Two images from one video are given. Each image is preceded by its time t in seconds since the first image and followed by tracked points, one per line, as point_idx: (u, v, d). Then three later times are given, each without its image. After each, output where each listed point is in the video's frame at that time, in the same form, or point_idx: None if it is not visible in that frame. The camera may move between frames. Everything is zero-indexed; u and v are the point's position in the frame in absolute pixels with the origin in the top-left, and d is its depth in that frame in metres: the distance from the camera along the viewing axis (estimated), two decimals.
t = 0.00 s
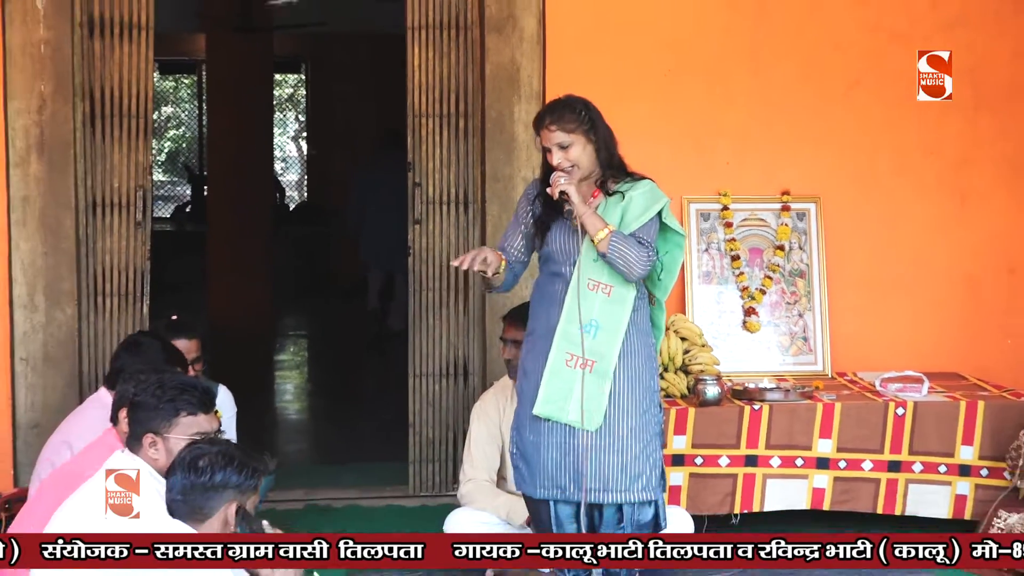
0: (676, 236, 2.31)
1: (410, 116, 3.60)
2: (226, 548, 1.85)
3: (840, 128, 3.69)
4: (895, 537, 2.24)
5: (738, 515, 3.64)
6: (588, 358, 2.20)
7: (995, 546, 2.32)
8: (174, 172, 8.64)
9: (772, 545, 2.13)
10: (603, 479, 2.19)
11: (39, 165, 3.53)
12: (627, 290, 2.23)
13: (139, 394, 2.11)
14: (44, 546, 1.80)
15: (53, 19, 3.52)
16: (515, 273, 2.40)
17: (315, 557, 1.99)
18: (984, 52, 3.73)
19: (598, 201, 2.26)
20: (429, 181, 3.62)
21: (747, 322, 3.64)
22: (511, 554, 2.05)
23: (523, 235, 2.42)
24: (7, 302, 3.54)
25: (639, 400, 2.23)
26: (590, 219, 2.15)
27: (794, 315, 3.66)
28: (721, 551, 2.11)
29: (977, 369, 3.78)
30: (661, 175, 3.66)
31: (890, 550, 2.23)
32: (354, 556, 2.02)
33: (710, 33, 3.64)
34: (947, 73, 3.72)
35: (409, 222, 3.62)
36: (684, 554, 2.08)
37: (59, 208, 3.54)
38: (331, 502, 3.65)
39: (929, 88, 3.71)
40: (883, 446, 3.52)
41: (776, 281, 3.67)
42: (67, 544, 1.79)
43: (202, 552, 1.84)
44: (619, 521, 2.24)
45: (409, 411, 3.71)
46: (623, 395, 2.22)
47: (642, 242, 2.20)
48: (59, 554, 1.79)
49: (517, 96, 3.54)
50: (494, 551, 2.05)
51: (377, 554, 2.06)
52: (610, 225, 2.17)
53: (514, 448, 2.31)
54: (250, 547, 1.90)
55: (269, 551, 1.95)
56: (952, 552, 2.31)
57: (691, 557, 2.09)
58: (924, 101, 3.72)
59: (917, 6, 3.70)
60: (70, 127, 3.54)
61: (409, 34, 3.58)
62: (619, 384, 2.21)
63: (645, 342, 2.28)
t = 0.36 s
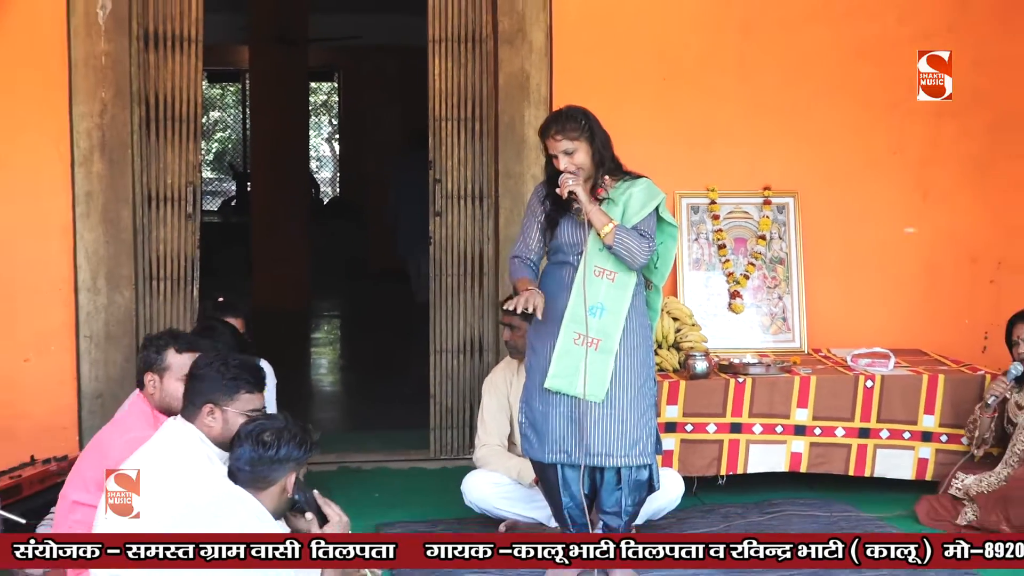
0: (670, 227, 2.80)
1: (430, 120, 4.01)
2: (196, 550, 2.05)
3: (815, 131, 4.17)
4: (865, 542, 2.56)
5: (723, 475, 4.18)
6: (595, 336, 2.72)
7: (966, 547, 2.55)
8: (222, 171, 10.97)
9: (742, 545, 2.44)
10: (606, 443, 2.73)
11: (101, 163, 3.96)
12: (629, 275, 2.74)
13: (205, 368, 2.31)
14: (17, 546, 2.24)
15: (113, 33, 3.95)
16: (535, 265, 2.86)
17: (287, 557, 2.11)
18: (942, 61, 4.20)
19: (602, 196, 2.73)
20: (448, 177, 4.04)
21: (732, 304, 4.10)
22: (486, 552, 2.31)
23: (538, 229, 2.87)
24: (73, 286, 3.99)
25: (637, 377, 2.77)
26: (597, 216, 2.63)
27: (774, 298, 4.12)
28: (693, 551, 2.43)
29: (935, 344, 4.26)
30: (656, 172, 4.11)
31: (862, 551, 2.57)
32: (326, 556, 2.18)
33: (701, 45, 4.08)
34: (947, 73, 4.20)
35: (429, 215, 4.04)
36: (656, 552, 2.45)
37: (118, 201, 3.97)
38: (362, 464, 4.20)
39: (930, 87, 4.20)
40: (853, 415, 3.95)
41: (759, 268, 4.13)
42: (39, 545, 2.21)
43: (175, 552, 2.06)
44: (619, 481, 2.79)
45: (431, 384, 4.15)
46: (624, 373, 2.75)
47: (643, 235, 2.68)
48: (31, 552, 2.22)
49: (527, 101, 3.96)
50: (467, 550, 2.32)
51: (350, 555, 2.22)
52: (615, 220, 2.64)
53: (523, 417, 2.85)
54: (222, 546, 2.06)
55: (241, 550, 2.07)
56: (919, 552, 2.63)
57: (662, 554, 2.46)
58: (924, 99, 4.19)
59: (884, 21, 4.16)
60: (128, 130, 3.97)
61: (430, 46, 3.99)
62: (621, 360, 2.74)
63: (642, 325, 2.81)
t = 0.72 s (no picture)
0: (671, 220, 3.09)
1: (449, 120, 4.33)
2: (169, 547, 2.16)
3: (808, 129, 4.47)
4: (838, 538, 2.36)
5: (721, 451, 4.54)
6: (600, 322, 3.03)
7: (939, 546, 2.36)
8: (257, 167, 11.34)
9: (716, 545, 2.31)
10: (612, 419, 3.04)
11: (143, 160, 4.27)
12: (631, 264, 3.05)
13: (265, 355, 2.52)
14: None
15: (155, 39, 4.26)
16: (539, 252, 3.23)
17: (258, 557, 2.17)
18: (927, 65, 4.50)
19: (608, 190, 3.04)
20: (465, 173, 4.36)
21: (730, 290, 4.41)
22: (456, 553, 2.25)
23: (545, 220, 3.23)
24: (118, 274, 4.30)
25: (641, 358, 3.07)
26: (601, 208, 2.95)
27: (769, 286, 4.44)
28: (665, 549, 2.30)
29: (920, 328, 4.57)
30: (659, 168, 4.42)
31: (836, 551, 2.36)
32: (297, 556, 2.17)
33: (702, 49, 4.38)
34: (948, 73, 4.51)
35: (449, 208, 4.36)
36: (628, 550, 2.35)
37: (160, 196, 4.28)
38: (387, 439, 4.60)
39: (931, 87, 4.50)
40: (842, 393, 4.26)
41: (754, 257, 4.44)
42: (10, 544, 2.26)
43: (150, 551, 2.18)
44: (625, 454, 3.10)
45: (450, 365, 4.49)
46: (628, 355, 3.05)
47: (642, 227, 2.98)
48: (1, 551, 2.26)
49: (538, 103, 4.27)
50: (439, 550, 2.23)
51: (320, 553, 2.20)
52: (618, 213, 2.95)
53: (536, 395, 3.17)
54: (197, 546, 2.17)
55: (214, 550, 2.17)
56: (895, 552, 2.42)
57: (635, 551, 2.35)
58: (925, 99, 4.50)
59: (873, 26, 4.45)
60: (169, 128, 4.28)
61: (449, 51, 4.30)
62: (625, 344, 3.05)
63: (646, 309, 3.11)
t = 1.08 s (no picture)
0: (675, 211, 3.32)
1: (472, 109, 4.52)
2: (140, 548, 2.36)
3: (814, 119, 4.64)
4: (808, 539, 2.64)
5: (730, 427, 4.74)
6: (595, 304, 3.37)
7: (911, 548, 2.71)
8: (288, 154, 10.71)
9: (691, 546, 2.52)
10: (601, 395, 3.39)
11: (179, 148, 4.48)
12: (628, 253, 3.35)
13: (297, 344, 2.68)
14: None
15: (191, 32, 4.46)
16: (566, 239, 3.56)
17: (228, 556, 2.30)
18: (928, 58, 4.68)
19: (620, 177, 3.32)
20: (487, 160, 4.55)
21: (740, 273, 4.60)
22: (426, 554, 2.41)
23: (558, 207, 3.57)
24: (155, 257, 4.52)
25: (635, 340, 3.38)
26: (602, 193, 3.22)
27: (777, 268, 4.63)
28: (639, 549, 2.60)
29: (921, 310, 4.77)
30: (671, 156, 4.60)
31: (807, 551, 2.67)
32: (269, 556, 2.28)
33: (713, 42, 4.56)
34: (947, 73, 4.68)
35: (471, 193, 4.56)
36: (601, 550, 2.58)
37: (194, 182, 4.49)
38: (411, 415, 4.85)
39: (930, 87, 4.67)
40: (848, 371, 4.43)
41: (763, 241, 4.63)
42: None
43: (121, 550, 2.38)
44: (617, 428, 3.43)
45: (472, 344, 4.71)
46: (622, 335, 3.37)
47: (636, 215, 3.23)
48: None
49: (557, 92, 4.45)
50: (411, 552, 2.40)
51: (294, 552, 2.30)
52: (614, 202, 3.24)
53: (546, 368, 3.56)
54: (170, 546, 2.35)
55: (187, 550, 2.34)
56: (866, 554, 2.68)
57: (607, 552, 2.58)
58: (924, 100, 4.68)
59: (877, 20, 4.63)
60: (204, 117, 4.49)
61: (472, 43, 4.49)
62: (620, 324, 3.37)
63: (642, 293, 3.40)
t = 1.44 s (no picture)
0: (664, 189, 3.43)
1: (495, 96, 4.73)
2: (112, 548, 2.41)
3: (823, 107, 4.84)
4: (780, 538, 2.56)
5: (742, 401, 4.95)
6: (597, 278, 3.67)
7: (882, 546, 2.64)
8: (320, 140, 11.73)
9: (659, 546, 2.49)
10: (606, 367, 3.67)
11: (216, 134, 4.71)
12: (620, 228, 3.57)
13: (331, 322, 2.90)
14: None
15: (227, 22, 4.67)
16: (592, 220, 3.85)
17: (202, 556, 2.42)
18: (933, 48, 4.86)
19: (619, 160, 3.48)
20: (509, 145, 4.77)
21: (752, 253, 4.80)
22: (399, 554, 2.45)
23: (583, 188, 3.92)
24: (194, 238, 4.76)
25: (635, 314, 3.59)
26: (596, 174, 3.46)
27: (787, 250, 4.83)
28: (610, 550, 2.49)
29: (925, 289, 4.97)
30: (685, 142, 4.81)
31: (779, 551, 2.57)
32: (241, 556, 2.40)
33: (726, 32, 4.75)
34: (947, 74, 4.87)
35: (494, 177, 4.78)
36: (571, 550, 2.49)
37: (230, 165, 4.72)
38: (437, 388, 5.12)
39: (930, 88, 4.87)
40: (855, 347, 4.63)
41: (774, 223, 4.83)
42: None
43: (92, 551, 2.41)
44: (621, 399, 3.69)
45: (494, 321, 4.96)
46: (619, 309, 3.61)
47: (618, 194, 3.41)
48: None
49: (575, 80, 4.66)
50: (383, 553, 2.42)
51: (263, 553, 2.39)
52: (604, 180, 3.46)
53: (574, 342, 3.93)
54: (141, 548, 2.45)
55: (157, 552, 2.45)
56: (839, 552, 2.60)
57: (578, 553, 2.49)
58: (924, 100, 4.87)
59: (884, 11, 4.81)
60: (239, 104, 4.71)
61: (495, 32, 4.70)
62: (618, 299, 3.61)
63: (639, 269, 3.58)
